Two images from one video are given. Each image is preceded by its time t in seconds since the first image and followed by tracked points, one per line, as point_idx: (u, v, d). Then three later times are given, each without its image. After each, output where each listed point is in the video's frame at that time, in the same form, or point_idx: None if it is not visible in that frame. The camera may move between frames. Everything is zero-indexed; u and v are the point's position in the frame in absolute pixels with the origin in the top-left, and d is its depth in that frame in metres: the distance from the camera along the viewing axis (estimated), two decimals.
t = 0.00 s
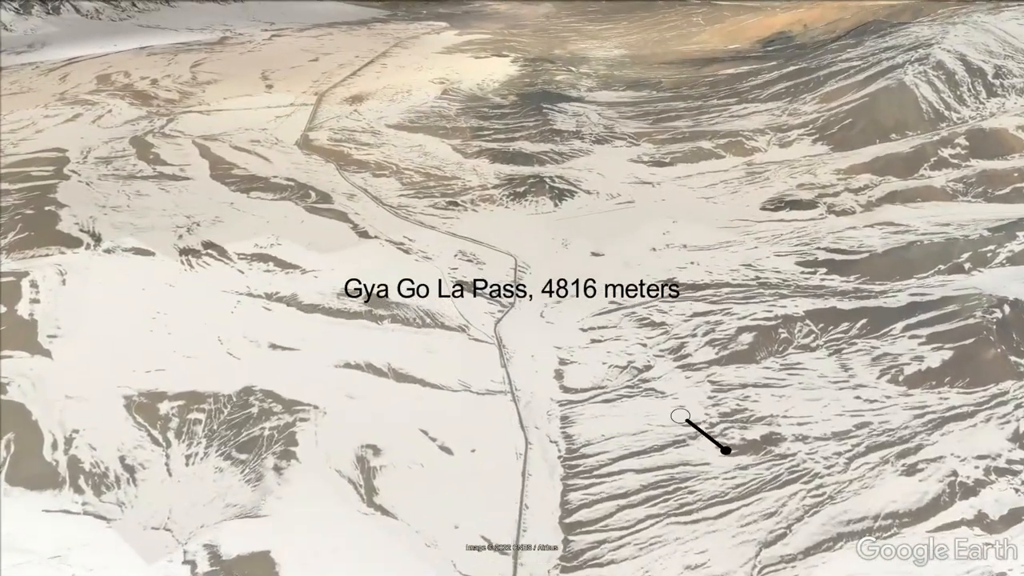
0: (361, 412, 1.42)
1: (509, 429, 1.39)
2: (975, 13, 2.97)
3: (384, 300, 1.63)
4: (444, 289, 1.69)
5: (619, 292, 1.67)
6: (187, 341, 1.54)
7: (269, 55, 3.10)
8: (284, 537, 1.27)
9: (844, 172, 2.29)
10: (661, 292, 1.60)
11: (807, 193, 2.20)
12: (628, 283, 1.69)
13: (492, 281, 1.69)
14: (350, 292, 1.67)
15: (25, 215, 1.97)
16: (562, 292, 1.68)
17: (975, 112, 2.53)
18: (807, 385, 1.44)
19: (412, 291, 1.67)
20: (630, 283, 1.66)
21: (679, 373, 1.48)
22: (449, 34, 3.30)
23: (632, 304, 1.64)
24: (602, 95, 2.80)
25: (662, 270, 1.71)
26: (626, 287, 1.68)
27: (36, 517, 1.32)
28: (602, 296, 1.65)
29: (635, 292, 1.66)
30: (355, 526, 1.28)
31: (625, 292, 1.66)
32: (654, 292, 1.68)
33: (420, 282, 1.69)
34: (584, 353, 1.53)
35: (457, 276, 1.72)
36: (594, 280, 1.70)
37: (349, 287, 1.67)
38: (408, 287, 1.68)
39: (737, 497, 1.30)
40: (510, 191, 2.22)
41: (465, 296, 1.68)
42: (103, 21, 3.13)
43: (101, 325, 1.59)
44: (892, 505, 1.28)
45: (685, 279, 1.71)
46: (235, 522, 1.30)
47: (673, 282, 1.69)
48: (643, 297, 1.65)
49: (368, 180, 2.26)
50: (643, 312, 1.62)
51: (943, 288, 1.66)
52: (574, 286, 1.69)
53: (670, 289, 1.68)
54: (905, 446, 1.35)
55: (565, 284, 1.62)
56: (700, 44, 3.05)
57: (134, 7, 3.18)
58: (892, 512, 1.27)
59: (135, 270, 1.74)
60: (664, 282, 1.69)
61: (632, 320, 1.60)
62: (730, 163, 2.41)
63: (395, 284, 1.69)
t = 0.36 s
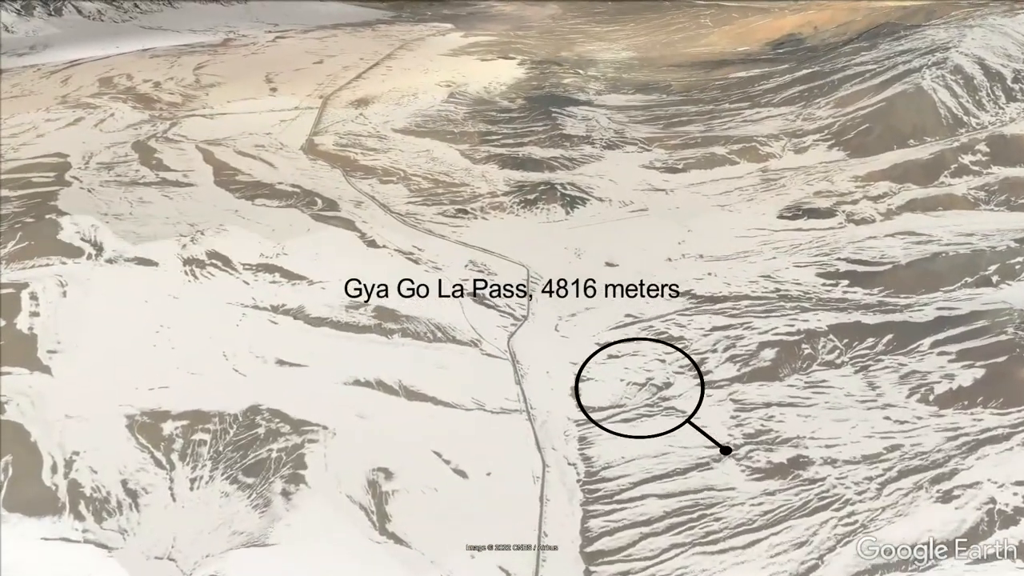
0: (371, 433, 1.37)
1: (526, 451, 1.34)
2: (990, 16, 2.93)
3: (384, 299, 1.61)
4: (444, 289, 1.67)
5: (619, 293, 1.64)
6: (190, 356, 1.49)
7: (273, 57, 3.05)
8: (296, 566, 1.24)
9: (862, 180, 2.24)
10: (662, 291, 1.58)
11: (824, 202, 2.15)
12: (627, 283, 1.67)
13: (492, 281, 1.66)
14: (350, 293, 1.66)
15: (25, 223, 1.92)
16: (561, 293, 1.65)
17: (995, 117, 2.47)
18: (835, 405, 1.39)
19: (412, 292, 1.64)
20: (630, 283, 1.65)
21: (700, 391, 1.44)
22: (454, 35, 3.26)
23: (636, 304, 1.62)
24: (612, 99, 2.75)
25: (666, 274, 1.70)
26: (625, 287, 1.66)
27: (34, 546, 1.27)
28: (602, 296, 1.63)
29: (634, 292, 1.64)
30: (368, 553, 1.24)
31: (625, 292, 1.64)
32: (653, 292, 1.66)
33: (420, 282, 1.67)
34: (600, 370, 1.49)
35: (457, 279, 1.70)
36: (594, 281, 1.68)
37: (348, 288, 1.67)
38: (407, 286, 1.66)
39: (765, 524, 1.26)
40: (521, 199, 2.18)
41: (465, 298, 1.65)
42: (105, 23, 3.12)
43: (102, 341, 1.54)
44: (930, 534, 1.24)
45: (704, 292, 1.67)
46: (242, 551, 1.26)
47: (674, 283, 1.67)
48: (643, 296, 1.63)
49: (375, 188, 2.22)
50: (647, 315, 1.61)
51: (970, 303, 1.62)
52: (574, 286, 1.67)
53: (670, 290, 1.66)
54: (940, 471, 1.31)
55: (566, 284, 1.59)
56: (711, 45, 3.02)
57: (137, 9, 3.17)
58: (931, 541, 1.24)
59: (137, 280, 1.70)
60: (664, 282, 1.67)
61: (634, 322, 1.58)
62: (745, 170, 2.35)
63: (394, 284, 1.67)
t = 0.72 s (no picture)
0: (384, 457, 1.34)
1: (545, 475, 1.32)
2: (1007, 19, 2.88)
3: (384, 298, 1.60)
4: (444, 288, 1.65)
5: (619, 292, 1.62)
6: (197, 375, 1.45)
7: (277, 59, 3.01)
8: None
9: (882, 188, 2.19)
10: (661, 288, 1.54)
11: (844, 210, 2.10)
12: (627, 283, 1.65)
13: (492, 280, 1.65)
14: (350, 292, 1.65)
15: (25, 232, 1.87)
16: (561, 292, 1.63)
17: (1017, 123, 2.43)
18: (866, 428, 1.37)
19: (411, 292, 1.64)
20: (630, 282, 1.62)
21: (724, 411, 1.40)
22: (460, 37, 3.21)
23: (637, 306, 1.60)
24: (622, 103, 2.70)
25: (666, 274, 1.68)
26: (625, 287, 1.64)
27: None
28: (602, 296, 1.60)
29: (634, 291, 1.61)
30: None
31: (625, 292, 1.61)
32: (653, 292, 1.63)
33: (420, 282, 1.66)
34: (619, 388, 1.45)
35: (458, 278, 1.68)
36: (594, 281, 1.66)
37: (348, 287, 1.65)
38: (407, 286, 1.65)
39: (799, 556, 1.24)
40: (533, 207, 2.13)
41: (465, 295, 1.63)
42: (109, 25, 3.09)
43: (104, 358, 1.50)
44: (971, 570, 1.23)
45: (724, 305, 1.62)
46: None
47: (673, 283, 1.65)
48: (643, 297, 1.60)
49: (383, 194, 2.17)
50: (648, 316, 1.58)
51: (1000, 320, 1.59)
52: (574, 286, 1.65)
53: (670, 291, 1.64)
54: (980, 499, 1.29)
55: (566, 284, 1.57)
56: (722, 48, 2.96)
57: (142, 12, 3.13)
58: None
59: (142, 292, 1.67)
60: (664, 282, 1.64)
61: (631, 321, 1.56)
62: (761, 177, 2.30)
63: (395, 284, 1.66)
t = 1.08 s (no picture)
0: (397, 480, 1.30)
1: (565, 500, 1.27)
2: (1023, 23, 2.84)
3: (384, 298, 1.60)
4: (444, 288, 1.65)
5: (619, 292, 1.63)
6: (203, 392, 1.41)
7: (281, 62, 2.96)
8: None
9: (902, 196, 2.14)
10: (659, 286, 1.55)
11: (865, 219, 2.05)
12: (627, 284, 1.66)
13: (491, 281, 1.66)
14: (350, 293, 1.64)
15: (26, 241, 1.83)
16: (561, 293, 1.63)
17: None
18: (898, 450, 1.33)
19: (412, 292, 1.64)
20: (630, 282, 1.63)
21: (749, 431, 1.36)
22: (466, 38, 3.16)
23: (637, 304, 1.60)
24: (632, 107, 2.66)
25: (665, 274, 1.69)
26: (625, 288, 1.65)
27: None
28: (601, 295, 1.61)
29: (634, 291, 1.62)
30: None
31: (625, 291, 1.62)
32: (653, 292, 1.64)
33: (419, 282, 1.66)
34: (639, 407, 1.41)
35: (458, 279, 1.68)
36: (594, 281, 1.67)
37: (348, 288, 1.65)
38: (408, 287, 1.65)
39: None
40: (545, 215, 2.08)
41: (465, 295, 1.63)
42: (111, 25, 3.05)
43: (106, 375, 1.46)
44: None
45: (744, 318, 1.59)
46: None
47: (674, 283, 1.66)
48: (643, 297, 1.61)
49: (391, 202, 2.13)
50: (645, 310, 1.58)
51: None
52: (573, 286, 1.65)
53: (670, 291, 1.65)
54: None
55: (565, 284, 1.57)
56: (731, 51, 2.93)
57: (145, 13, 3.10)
58: None
59: (145, 304, 1.62)
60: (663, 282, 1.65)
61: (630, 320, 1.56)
62: (778, 184, 2.25)
63: (395, 284, 1.66)
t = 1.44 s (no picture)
0: (411, 507, 1.27)
1: (588, 529, 1.25)
2: None
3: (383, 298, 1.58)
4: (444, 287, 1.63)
5: (618, 292, 1.61)
6: (211, 413, 1.38)
7: (285, 64, 2.91)
8: None
9: (924, 205, 2.10)
10: (660, 288, 1.52)
11: (887, 228, 2.00)
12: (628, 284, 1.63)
13: (491, 280, 1.63)
14: (349, 292, 1.63)
15: (27, 251, 1.78)
16: (561, 293, 1.61)
17: None
18: (932, 476, 1.31)
19: (411, 292, 1.62)
20: (630, 283, 1.61)
21: (777, 455, 1.34)
22: (472, 40, 3.11)
23: (636, 305, 1.58)
24: (643, 111, 2.61)
25: (665, 274, 1.67)
26: (625, 287, 1.63)
27: None
28: (601, 295, 1.59)
29: (634, 291, 1.60)
30: None
31: (625, 291, 1.60)
32: (653, 292, 1.62)
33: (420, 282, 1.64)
34: (661, 428, 1.38)
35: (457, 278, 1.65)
36: (594, 281, 1.64)
37: (348, 287, 1.64)
38: (408, 286, 1.63)
39: None
40: (558, 223, 2.03)
41: (464, 295, 1.61)
42: (113, 26, 3.00)
43: (108, 394, 1.42)
44: None
45: (766, 333, 1.55)
46: None
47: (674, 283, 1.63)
48: (642, 298, 1.59)
49: (400, 209, 2.08)
50: (644, 310, 1.56)
51: None
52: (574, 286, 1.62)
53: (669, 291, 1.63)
54: None
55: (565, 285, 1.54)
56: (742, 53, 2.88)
57: (148, 14, 3.05)
58: None
59: (149, 317, 1.57)
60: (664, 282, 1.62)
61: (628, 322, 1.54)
62: (796, 191, 2.20)
63: (395, 284, 1.64)
